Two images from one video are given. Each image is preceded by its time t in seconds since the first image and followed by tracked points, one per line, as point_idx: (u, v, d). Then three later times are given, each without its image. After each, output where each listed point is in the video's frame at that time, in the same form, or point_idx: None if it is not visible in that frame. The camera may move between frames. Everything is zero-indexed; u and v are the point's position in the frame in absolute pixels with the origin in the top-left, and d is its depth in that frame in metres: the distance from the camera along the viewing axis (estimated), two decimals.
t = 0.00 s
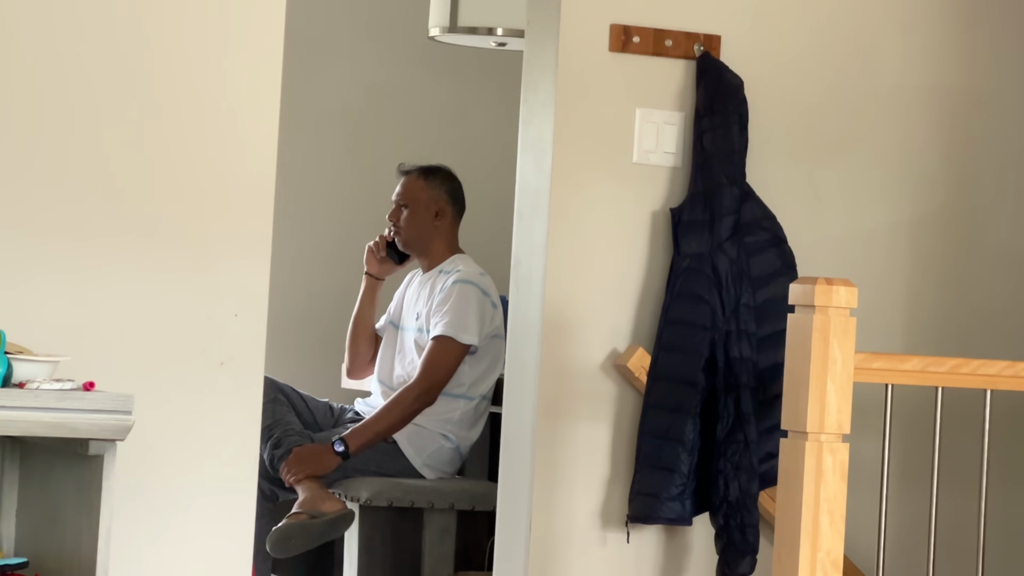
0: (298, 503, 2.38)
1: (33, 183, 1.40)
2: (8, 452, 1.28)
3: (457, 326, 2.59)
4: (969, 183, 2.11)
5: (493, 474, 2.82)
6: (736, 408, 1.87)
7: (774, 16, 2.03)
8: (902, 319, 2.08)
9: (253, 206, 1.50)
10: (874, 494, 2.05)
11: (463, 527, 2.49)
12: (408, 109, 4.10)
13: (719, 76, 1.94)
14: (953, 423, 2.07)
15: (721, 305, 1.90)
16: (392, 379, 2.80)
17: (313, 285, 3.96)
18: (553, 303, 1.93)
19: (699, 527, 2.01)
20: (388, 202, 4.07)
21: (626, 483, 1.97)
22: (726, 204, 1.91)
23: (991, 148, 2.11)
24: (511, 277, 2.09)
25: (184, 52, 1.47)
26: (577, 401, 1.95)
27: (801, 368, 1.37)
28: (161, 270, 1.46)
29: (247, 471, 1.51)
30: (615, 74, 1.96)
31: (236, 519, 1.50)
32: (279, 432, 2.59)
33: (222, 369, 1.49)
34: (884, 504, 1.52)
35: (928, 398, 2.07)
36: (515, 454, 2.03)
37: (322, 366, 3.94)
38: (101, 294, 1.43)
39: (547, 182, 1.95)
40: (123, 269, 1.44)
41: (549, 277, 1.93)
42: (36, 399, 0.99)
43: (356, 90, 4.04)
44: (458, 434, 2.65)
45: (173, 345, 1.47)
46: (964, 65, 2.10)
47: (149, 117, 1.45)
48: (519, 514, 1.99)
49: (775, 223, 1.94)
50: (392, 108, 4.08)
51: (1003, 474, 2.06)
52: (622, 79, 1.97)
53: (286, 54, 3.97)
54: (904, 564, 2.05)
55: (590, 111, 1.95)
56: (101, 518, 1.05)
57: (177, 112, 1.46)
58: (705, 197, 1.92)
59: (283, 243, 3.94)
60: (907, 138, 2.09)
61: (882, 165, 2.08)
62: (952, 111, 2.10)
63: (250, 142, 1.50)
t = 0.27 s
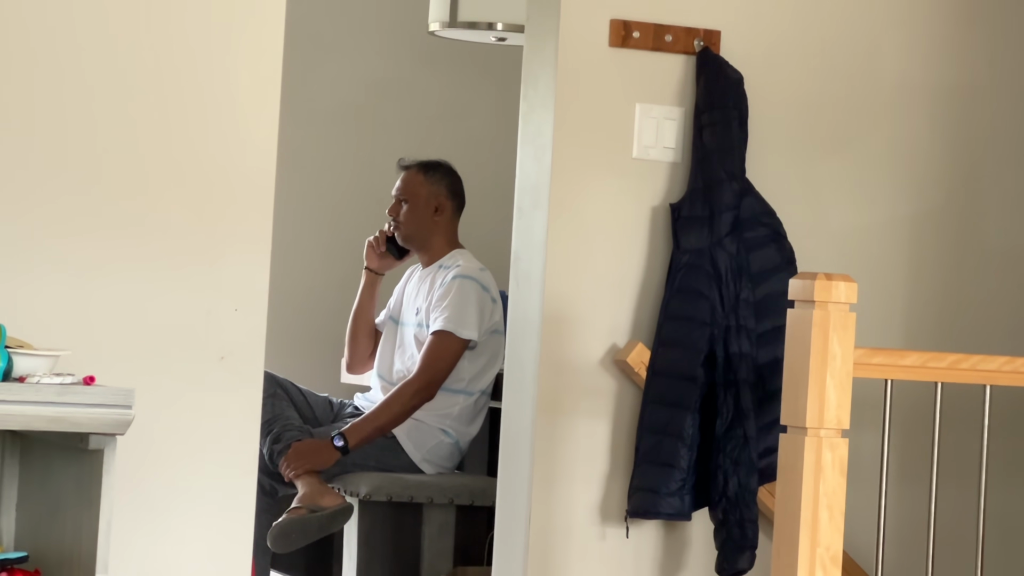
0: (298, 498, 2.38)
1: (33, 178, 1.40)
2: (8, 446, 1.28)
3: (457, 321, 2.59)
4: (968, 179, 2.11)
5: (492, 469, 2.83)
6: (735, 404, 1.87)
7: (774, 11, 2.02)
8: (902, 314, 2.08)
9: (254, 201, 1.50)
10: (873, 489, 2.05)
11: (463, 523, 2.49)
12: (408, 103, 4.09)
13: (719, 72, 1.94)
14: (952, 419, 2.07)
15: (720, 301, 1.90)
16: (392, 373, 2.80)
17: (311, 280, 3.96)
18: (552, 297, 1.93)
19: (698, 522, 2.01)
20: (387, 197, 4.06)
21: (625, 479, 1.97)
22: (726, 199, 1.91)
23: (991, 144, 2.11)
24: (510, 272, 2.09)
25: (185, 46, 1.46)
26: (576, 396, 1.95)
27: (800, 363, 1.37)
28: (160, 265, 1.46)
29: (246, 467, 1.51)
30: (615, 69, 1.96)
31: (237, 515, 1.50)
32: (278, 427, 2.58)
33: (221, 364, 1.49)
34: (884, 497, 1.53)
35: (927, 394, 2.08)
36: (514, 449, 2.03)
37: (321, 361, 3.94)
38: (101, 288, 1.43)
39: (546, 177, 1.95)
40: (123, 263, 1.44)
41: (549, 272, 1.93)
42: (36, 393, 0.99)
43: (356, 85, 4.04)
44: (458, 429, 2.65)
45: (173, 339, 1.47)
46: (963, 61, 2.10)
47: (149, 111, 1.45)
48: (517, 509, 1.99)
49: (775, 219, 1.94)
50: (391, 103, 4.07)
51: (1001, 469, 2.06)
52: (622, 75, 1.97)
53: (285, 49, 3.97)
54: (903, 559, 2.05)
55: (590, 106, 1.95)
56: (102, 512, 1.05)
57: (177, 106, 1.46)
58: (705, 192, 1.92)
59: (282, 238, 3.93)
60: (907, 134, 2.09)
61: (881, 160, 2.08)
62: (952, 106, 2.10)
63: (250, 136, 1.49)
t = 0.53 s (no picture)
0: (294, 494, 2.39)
1: (30, 172, 1.39)
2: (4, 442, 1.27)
3: (455, 317, 2.59)
4: (965, 175, 2.11)
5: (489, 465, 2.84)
6: (732, 400, 1.87)
7: (772, 7, 2.02)
8: (899, 309, 2.08)
9: (251, 197, 1.50)
10: (870, 485, 2.05)
11: (460, 519, 2.48)
12: (406, 99, 4.09)
13: (716, 67, 1.93)
14: (949, 415, 2.08)
15: (717, 297, 1.90)
16: (389, 369, 2.80)
17: (309, 276, 3.95)
18: (549, 293, 1.93)
19: (695, 519, 2.01)
20: (385, 193, 4.06)
21: (622, 475, 1.97)
22: (723, 195, 1.91)
23: (988, 140, 2.11)
24: (508, 268, 2.09)
25: (182, 41, 1.45)
26: (574, 393, 1.95)
27: (798, 359, 1.37)
28: (158, 261, 1.45)
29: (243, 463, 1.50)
30: (613, 65, 1.96)
31: (235, 513, 1.50)
32: (275, 422, 2.59)
33: (218, 360, 1.49)
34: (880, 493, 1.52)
35: (924, 390, 2.08)
36: (512, 445, 2.03)
37: (318, 357, 3.94)
38: (98, 283, 1.42)
39: (544, 173, 1.95)
40: (120, 258, 1.43)
41: (546, 269, 1.93)
42: (32, 389, 0.99)
43: (354, 81, 4.03)
44: (455, 424, 2.66)
45: (170, 335, 1.46)
46: (961, 57, 2.10)
47: (146, 106, 1.44)
48: (514, 505, 1.99)
49: (772, 215, 1.94)
50: (389, 99, 4.07)
51: (998, 465, 2.07)
52: (619, 71, 1.96)
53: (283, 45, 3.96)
54: (899, 555, 2.06)
55: (588, 102, 1.95)
56: (98, 508, 1.05)
57: (174, 101, 1.45)
58: (702, 188, 1.92)
59: (280, 234, 3.93)
60: (905, 130, 2.09)
61: (879, 157, 2.08)
62: (950, 102, 2.10)
63: (247, 132, 1.49)
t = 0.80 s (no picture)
0: (291, 489, 2.38)
1: (26, 167, 1.37)
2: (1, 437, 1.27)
3: (451, 313, 2.58)
4: (962, 170, 2.11)
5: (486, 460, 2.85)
6: (729, 395, 1.88)
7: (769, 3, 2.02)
8: (896, 304, 2.08)
9: (247, 192, 1.49)
10: (866, 481, 2.05)
11: (457, 514, 2.49)
12: (403, 94, 4.08)
13: (713, 62, 1.93)
14: (945, 410, 2.08)
15: (714, 292, 1.90)
16: (386, 365, 2.80)
17: (305, 271, 3.95)
18: (546, 289, 1.93)
19: (691, 514, 2.01)
20: (382, 189, 4.06)
21: (619, 470, 1.97)
22: (720, 190, 1.91)
23: (984, 135, 2.11)
24: (504, 263, 2.09)
25: (179, 35, 1.44)
26: (570, 388, 1.95)
27: (794, 353, 1.37)
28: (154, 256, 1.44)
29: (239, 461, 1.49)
30: (610, 61, 1.96)
31: (231, 509, 1.49)
32: (272, 418, 2.57)
33: (214, 355, 1.47)
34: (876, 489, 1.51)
35: (920, 385, 2.08)
36: (508, 441, 2.03)
37: (315, 353, 3.93)
38: (94, 278, 1.41)
39: (541, 168, 1.95)
40: (116, 253, 1.42)
41: (544, 264, 1.93)
42: (28, 384, 0.99)
43: (351, 76, 4.02)
44: (451, 420, 2.66)
45: (166, 330, 1.45)
46: (958, 53, 2.10)
47: (142, 100, 1.43)
48: (511, 501, 1.99)
49: (769, 210, 1.93)
50: (386, 94, 4.06)
51: (993, 460, 2.07)
52: (616, 66, 1.96)
53: (280, 40, 3.95)
54: (896, 551, 2.06)
55: (585, 98, 1.95)
56: (94, 504, 1.04)
57: (171, 96, 1.44)
58: (699, 184, 1.93)
59: (277, 230, 3.93)
60: (902, 125, 2.09)
61: (876, 152, 2.08)
62: (947, 98, 2.10)
63: (243, 127, 1.48)
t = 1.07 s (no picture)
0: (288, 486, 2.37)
1: (23, 164, 1.37)
2: None
3: (449, 310, 2.59)
4: (959, 167, 2.11)
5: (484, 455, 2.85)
6: (726, 392, 1.87)
7: None
8: (893, 300, 2.08)
9: (245, 189, 1.49)
10: (863, 477, 2.06)
11: (454, 510, 2.51)
12: (401, 91, 4.08)
13: (710, 60, 1.94)
14: (942, 407, 2.08)
15: (712, 289, 1.89)
16: (383, 362, 2.80)
17: (303, 268, 3.95)
18: (543, 286, 1.93)
19: (689, 510, 2.01)
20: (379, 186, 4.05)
21: (616, 467, 1.98)
22: (718, 187, 1.91)
23: (981, 132, 2.12)
24: (502, 260, 2.09)
25: (176, 32, 1.44)
26: (568, 385, 1.95)
27: (791, 350, 1.37)
28: (151, 253, 1.44)
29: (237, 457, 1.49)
30: (607, 58, 1.96)
31: (229, 507, 1.48)
32: (270, 415, 2.57)
33: (212, 353, 1.47)
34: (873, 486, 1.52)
35: (917, 382, 2.09)
36: (506, 438, 2.03)
37: (313, 349, 3.93)
38: (92, 276, 1.41)
39: (538, 165, 1.95)
40: (113, 251, 1.42)
41: (541, 261, 1.93)
42: (25, 382, 0.99)
43: (349, 73, 4.02)
44: (449, 417, 2.66)
45: (163, 328, 1.45)
46: (955, 50, 2.10)
47: (139, 98, 1.43)
48: (509, 498, 1.99)
49: (766, 208, 1.94)
50: (384, 91, 4.06)
51: (990, 456, 2.08)
52: (614, 63, 1.96)
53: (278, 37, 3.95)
54: (892, 547, 2.07)
55: (582, 95, 1.95)
56: (91, 502, 1.05)
57: (168, 93, 1.44)
58: (696, 180, 1.92)
59: (275, 227, 3.93)
60: (899, 122, 2.09)
61: (874, 149, 2.08)
62: (944, 95, 2.10)
63: (240, 125, 1.48)
